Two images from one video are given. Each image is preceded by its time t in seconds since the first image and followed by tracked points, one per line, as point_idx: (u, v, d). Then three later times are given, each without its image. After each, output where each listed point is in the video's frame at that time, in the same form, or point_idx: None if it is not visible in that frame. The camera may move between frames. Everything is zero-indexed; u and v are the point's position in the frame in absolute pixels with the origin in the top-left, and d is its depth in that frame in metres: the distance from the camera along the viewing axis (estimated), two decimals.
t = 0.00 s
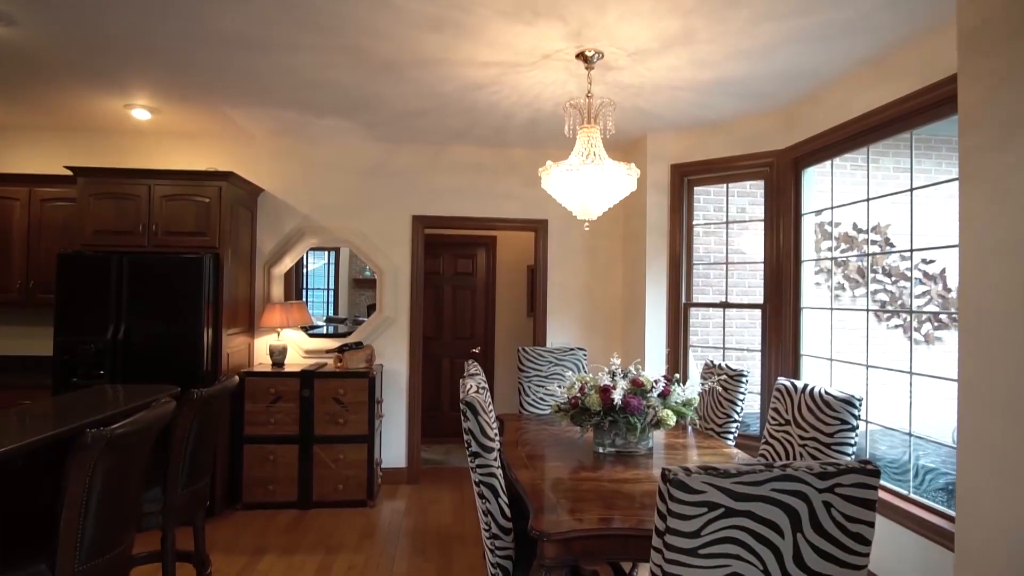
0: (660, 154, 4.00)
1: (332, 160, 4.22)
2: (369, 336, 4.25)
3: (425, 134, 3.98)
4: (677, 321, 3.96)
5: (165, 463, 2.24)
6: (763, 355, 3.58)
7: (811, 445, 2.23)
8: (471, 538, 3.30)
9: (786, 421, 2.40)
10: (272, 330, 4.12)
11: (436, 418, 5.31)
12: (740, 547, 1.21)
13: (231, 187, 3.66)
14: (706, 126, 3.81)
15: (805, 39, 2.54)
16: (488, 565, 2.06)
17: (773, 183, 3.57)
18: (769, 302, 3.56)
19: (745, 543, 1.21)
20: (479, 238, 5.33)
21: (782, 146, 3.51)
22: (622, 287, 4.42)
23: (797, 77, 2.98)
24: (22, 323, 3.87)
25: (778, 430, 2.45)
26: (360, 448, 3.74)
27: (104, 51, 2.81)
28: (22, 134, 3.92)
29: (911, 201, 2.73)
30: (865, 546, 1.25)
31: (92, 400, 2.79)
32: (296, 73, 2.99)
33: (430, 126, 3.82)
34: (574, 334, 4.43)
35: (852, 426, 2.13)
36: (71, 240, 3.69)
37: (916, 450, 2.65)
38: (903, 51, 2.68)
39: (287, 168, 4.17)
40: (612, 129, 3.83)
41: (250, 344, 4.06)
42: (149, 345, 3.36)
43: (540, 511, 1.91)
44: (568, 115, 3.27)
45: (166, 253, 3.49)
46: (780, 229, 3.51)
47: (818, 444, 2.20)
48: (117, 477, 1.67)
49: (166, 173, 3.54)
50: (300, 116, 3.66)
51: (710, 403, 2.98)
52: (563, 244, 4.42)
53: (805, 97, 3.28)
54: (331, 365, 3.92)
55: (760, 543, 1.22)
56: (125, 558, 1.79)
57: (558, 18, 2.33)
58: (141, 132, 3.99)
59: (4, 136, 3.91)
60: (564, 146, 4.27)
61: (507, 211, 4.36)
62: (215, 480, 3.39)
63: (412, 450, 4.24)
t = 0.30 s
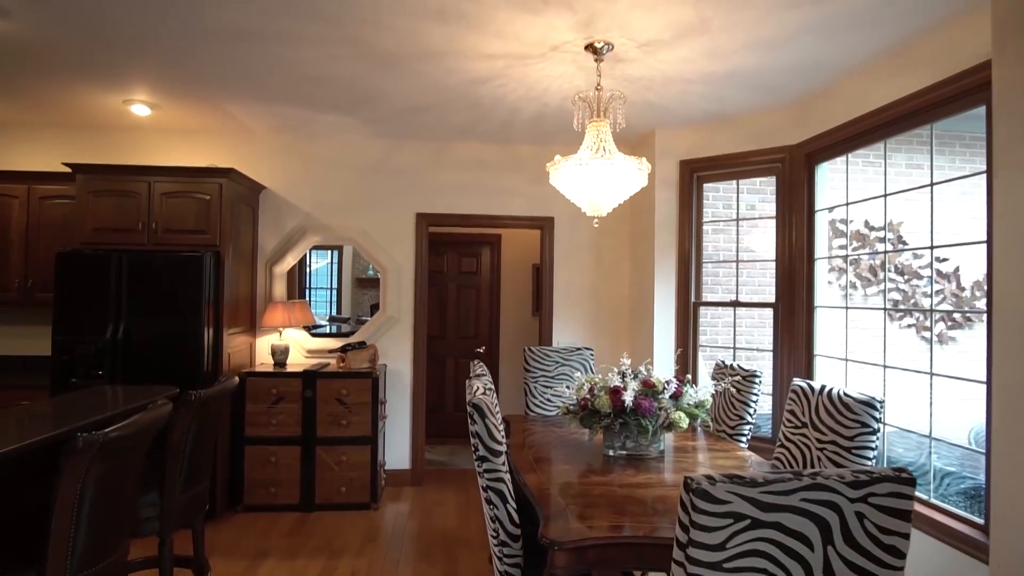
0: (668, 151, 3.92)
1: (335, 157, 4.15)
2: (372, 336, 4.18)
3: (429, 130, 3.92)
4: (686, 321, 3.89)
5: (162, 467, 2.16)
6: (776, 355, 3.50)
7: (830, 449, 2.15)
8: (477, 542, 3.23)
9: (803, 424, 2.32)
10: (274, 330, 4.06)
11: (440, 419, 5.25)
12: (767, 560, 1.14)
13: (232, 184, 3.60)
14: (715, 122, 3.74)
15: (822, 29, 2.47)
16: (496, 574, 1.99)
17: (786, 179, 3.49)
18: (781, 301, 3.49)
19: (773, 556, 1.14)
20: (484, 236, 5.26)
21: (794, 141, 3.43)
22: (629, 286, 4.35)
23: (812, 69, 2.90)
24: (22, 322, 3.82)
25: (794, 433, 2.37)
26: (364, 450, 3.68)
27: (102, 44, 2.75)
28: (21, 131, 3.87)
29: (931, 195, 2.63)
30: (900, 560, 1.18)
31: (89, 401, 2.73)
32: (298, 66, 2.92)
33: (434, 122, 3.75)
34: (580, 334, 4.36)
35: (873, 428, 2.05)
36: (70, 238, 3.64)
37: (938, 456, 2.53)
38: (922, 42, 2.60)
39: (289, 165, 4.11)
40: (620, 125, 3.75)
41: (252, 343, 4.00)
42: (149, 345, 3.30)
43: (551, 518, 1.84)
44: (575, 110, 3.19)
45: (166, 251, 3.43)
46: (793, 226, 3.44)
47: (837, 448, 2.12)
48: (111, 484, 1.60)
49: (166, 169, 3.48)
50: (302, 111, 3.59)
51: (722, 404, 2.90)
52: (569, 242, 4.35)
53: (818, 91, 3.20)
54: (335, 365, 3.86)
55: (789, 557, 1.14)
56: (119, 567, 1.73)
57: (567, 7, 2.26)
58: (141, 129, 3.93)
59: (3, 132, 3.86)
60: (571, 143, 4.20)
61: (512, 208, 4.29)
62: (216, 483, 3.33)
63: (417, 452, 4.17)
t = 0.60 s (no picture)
0: (685, 146, 3.81)
1: (344, 154, 4.08)
2: (383, 336, 4.11)
3: (440, 125, 3.83)
4: (705, 321, 3.78)
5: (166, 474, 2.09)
6: (799, 357, 3.38)
7: (863, 457, 2.04)
8: (491, 548, 3.14)
9: (833, 430, 2.21)
10: (283, 330, 4.00)
11: (451, 420, 5.17)
12: None
13: (240, 181, 3.54)
14: (735, 115, 3.62)
15: (851, 15, 2.35)
16: None
17: (809, 175, 3.36)
18: (805, 301, 3.36)
19: None
20: (495, 234, 5.17)
21: (818, 136, 3.30)
22: (645, 285, 4.25)
23: (838, 59, 2.78)
24: (31, 322, 3.78)
25: (823, 440, 2.26)
26: (374, 452, 3.60)
27: (106, 39, 2.68)
28: (30, 129, 3.83)
29: (969, 191, 2.46)
30: None
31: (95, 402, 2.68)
32: (306, 60, 2.84)
33: (445, 117, 3.66)
34: (595, 334, 4.26)
35: (910, 436, 1.93)
36: (78, 237, 3.59)
37: (975, 465, 2.40)
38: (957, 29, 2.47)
39: (297, 162, 4.04)
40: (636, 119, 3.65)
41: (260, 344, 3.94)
42: (156, 346, 3.24)
43: (571, 529, 1.74)
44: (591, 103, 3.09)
45: (174, 249, 3.38)
46: (817, 223, 3.31)
47: (872, 456, 2.01)
48: (110, 493, 1.53)
49: (173, 167, 3.41)
50: (310, 107, 3.52)
51: (745, 408, 2.80)
52: (583, 240, 4.25)
53: (844, 82, 3.07)
54: (345, 366, 3.79)
55: None
56: None
57: None
58: (148, 126, 3.88)
59: (11, 131, 3.83)
60: (585, 138, 4.10)
61: (525, 205, 4.19)
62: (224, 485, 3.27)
63: (428, 454, 4.10)
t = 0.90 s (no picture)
0: (721, 141, 3.67)
1: (370, 152, 4.03)
2: (409, 337, 4.05)
3: (466, 123, 3.76)
4: (741, 322, 3.63)
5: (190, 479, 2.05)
6: (843, 361, 3.21)
7: (924, 471, 1.89)
8: (519, 556, 3.05)
9: (889, 441, 2.07)
10: (309, 330, 3.96)
11: (477, 422, 5.10)
12: None
13: (266, 181, 3.51)
14: (774, 108, 3.46)
15: None
16: None
17: (854, 170, 3.19)
18: (850, 302, 3.19)
19: None
20: (522, 234, 5.08)
21: (864, 128, 3.13)
22: (677, 285, 4.11)
23: (889, 46, 2.62)
24: (63, 321, 3.82)
25: (877, 452, 2.11)
26: (400, 456, 3.54)
27: (131, 38, 2.65)
28: (62, 130, 3.87)
29: None
30: None
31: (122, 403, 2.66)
32: (330, 56, 2.79)
33: (472, 114, 3.58)
34: (625, 336, 4.13)
35: (978, 449, 1.78)
36: (107, 237, 3.60)
37: None
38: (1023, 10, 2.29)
39: (323, 161, 4.00)
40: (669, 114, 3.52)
41: (286, 345, 3.91)
42: (183, 347, 3.22)
43: (609, 546, 1.64)
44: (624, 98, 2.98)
45: (201, 250, 3.36)
46: (863, 220, 3.14)
47: (934, 470, 1.86)
48: (132, 502, 1.48)
49: (199, 167, 3.40)
50: (335, 105, 3.47)
51: (789, 415, 2.66)
52: (613, 239, 4.13)
53: (894, 71, 2.89)
54: (371, 368, 3.74)
55: None
56: None
57: None
58: (176, 126, 3.89)
59: (44, 133, 3.87)
60: (615, 134, 3.98)
61: (553, 203, 4.09)
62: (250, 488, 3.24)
63: (454, 457, 4.02)
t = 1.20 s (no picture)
0: (768, 134, 3.50)
1: (406, 151, 4.00)
2: (445, 337, 4.00)
3: (503, 119, 3.69)
4: (790, 324, 3.46)
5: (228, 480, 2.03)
6: (903, 364, 3.02)
7: (1006, 487, 1.73)
8: (559, 564, 2.96)
9: (964, 453, 1.90)
10: (345, 330, 3.95)
11: (513, 424, 5.03)
12: None
13: (303, 181, 3.51)
14: (826, 98, 3.29)
15: None
16: None
17: (915, 161, 2.99)
18: (910, 302, 3.00)
19: None
20: (559, 233, 4.99)
21: (926, 116, 2.93)
22: (721, 285, 3.96)
23: (958, 27, 2.43)
24: (109, 321, 3.90)
25: (950, 464, 1.95)
26: (436, 458, 3.49)
27: (172, 38, 2.67)
28: (109, 134, 3.96)
29: None
30: None
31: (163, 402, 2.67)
32: (366, 52, 2.75)
33: (509, 110, 3.51)
34: (666, 338, 4.00)
35: None
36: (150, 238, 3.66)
37: None
38: None
39: (359, 161, 3.99)
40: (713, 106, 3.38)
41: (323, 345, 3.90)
42: (222, 346, 3.24)
43: (660, 561, 1.53)
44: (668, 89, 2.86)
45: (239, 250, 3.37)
46: (925, 214, 2.94)
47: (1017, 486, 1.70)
48: (168, 504, 1.45)
49: (238, 167, 3.41)
50: (371, 103, 3.44)
51: (847, 422, 2.51)
52: (654, 237, 4.00)
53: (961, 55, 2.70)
54: (408, 368, 3.70)
55: None
56: None
57: None
58: (216, 128, 3.93)
59: (92, 137, 3.97)
60: (656, 129, 3.85)
61: (592, 201, 3.99)
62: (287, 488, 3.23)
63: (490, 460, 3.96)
